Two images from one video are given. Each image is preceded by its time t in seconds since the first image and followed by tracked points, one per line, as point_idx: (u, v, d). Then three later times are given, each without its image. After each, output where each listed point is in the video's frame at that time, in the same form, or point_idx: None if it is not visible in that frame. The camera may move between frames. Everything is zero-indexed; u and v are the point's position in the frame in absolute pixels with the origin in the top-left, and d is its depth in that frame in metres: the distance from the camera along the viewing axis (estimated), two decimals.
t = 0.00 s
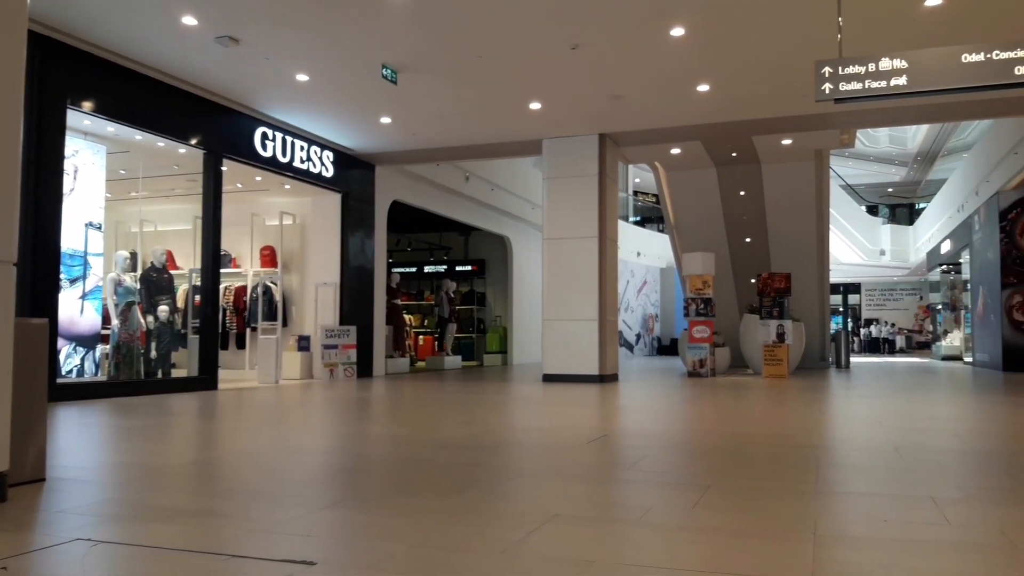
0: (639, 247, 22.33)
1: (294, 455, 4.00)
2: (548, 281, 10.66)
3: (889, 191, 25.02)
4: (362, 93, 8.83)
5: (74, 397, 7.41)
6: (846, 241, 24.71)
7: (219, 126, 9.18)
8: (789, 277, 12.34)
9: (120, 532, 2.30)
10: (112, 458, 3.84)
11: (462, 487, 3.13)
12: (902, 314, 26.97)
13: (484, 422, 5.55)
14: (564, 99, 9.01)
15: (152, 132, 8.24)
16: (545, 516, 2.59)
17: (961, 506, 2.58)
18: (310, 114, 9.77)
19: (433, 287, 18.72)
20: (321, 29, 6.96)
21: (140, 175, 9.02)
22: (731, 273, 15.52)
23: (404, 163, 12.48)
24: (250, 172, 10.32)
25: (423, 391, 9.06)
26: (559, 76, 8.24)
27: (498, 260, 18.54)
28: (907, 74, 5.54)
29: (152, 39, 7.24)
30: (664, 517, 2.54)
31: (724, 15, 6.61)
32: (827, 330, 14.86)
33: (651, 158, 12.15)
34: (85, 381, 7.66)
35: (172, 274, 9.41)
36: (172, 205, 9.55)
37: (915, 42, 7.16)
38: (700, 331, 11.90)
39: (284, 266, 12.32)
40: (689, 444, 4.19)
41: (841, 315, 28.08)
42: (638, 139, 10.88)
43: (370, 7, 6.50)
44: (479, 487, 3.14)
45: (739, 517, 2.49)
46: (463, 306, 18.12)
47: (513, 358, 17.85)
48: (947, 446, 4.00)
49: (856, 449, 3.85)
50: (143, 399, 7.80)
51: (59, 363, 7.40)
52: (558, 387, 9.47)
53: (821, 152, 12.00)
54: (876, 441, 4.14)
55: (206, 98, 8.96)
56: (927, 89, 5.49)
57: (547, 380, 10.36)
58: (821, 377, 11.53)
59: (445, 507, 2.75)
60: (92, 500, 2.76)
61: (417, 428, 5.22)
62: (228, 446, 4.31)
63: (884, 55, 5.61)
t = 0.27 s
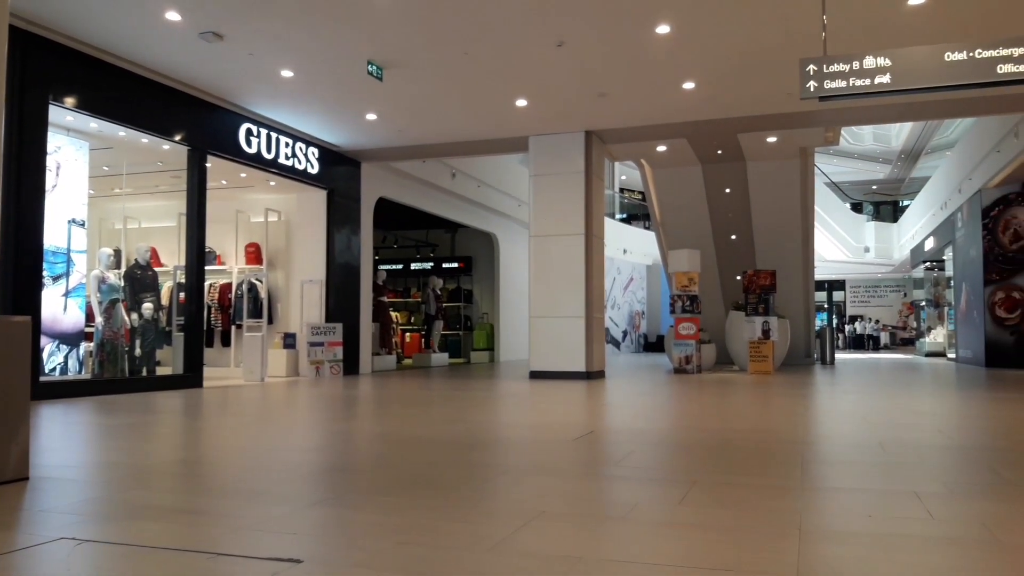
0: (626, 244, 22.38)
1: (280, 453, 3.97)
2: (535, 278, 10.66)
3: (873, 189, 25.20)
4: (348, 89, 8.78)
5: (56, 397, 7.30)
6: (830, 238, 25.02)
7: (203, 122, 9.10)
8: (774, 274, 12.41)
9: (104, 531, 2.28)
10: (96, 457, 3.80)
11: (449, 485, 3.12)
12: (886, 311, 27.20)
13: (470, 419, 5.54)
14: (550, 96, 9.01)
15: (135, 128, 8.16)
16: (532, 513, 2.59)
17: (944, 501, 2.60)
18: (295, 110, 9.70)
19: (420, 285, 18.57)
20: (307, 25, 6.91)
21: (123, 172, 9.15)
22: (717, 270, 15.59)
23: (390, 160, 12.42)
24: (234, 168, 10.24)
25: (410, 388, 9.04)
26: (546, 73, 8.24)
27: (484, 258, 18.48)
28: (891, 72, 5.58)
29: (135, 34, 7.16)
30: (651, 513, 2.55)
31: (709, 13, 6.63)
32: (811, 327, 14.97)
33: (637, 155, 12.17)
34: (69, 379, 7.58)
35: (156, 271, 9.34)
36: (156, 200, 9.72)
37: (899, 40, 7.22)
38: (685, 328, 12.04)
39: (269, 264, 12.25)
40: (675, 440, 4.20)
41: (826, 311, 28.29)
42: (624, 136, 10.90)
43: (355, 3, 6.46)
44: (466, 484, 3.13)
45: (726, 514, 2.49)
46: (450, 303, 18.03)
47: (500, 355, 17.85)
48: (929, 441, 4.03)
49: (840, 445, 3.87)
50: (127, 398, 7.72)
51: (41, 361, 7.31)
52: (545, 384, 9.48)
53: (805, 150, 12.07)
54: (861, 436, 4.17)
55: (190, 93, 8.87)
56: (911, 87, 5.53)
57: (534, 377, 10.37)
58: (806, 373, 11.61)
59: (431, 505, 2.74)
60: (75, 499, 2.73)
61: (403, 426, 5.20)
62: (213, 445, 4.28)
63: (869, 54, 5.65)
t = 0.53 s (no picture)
0: (617, 243, 22.42)
1: (271, 454, 3.96)
2: (527, 278, 10.66)
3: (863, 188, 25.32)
4: (338, 88, 8.75)
5: (43, 398, 7.26)
6: (821, 238, 25.10)
7: (193, 122, 9.05)
8: (764, 273, 12.46)
9: (94, 533, 2.26)
10: (86, 458, 3.77)
11: (441, 485, 3.11)
12: (876, 310, 27.30)
13: (462, 419, 5.54)
14: (542, 95, 9.01)
15: (125, 128, 8.12)
16: (524, 513, 2.59)
17: (934, 499, 2.61)
18: (286, 109, 9.66)
19: (411, 284, 18.51)
20: (297, 24, 6.89)
21: (112, 172, 9.01)
22: (708, 269, 15.64)
23: (381, 159, 12.39)
24: (224, 168, 10.18)
25: (401, 388, 9.01)
26: (537, 73, 8.23)
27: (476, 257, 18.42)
28: (880, 71, 5.61)
29: (124, 33, 7.12)
30: (643, 512, 2.55)
31: (700, 12, 6.65)
32: (801, 326, 15.02)
33: (629, 154, 12.19)
34: (58, 380, 7.52)
35: (146, 271, 9.25)
36: (146, 201, 9.63)
37: (888, 40, 7.25)
38: (677, 327, 12.01)
39: (259, 264, 12.20)
40: (667, 439, 4.21)
41: (816, 311, 28.40)
42: (615, 136, 10.91)
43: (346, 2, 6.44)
44: (458, 484, 3.12)
45: (717, 512, 2.50)
46: (442, 303, 17.97)
47: (492, 355, 17.85)
48: (918, 439, 4.05)
49: (832, 444, 3.88)
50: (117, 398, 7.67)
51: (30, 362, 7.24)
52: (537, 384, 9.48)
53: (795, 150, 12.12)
54: (851, 434, 4.19)
55: (179, 93, 8.82)
56: (900, 86, 5.56)
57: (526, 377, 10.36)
58: (796, 372, 11.65)
59: (423, 505, 2.73)
60: (65, 500, 2.71)
61: (394, 426, 5.19)
62: (204, 446, 4.26)
63: (858, 53, 5.68)
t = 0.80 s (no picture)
0: (601, 243, 22.48)
1: (254, 454, 3.93)
2: (512, 277, 10.65)
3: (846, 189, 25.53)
4: (323, 87, 8.71)
5: (21, 398, 7.16)
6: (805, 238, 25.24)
7: (175, 120, 8.96)
8: (747, 273, 12.53)
9: (75, 534, 2.23)
10: (66, 459, 3.72)
11: (426, 485, 3.10)
12: (858, 310, 27.58)
13: (447, 419, 5.52)
14: (527, 95, 9.01)
15: (107, 126, 8.03)
16: (509, 512, 2.58)
17: (916, 497, 2.64)
18: (270, 108, 9.60)
19: (396, 284, 18.44)
20: (281, 23, 6.84)
21: (93, 169, 8.71)
22: (692, 269, 15.71)
23: (365, 158, 12.33)
24: (207, 167, 10.10)
25: (386, 388, 8.98)
26: (523, 72, 8.23)
27: (460, 257, 18.42)
28: (863, 72, 5.65)
29: (106, 31, 7.04)
30: (628, 511, 2.55)
31: (685, 13, 6.67)
32: (784, 325, 15.13)
33: (614, 154, 12.21)
34: (38, 380, 7.42)
35: (128, 270, 9.09)
36: (130, 199, 9.34)
37: (870, 42, 7.32)
38: (661, 327, 12.09)
39: (243, 263, 12.11)
40: (651, 438, 4.22)
41: (799, 310, 28.63)
42: (601, 136, 10.93)
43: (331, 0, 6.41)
44: (443, 484, 3.11)
45: (702, 511, 2.50)
46: (427, 302, 17.86)
47: (477, 354, 17.90)
48: (899, 438, 4.09)
49: (815, 443, 3.90)
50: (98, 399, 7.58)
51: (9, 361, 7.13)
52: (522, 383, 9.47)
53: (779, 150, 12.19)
54: (834, 433, 4.22)
55: (162, 90, 8.73)
56: (882, 88, 5.61)
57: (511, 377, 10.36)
58: (779, 372, 11.73)
59: (407, 505, 2.72)
60: (45, 501, 2.67)
61: (378, 426, 5.16)
62: (187, 446, 4.22)
63: (842, 55, 5.72)
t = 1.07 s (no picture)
0: (586, 242, 22.49)
1: (237, 454, 3.90)
2: (498, 276, 10.64)
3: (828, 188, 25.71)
4: (306, 85, 8.65)
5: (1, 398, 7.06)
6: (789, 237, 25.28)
7: (157, 118, 8.86)
8: (731, 272, 12.60)
9: (56, 535, 2.20)
10: (46, 460, 3.67)
11: (410, 484, 3.09)
12: (841, 308, 27.79)
13: (432, 418, 5.50)
14: (512, 94, 9.00)
15: (88, 124, 7.92)
16: (494, 511, 2.57)
17: (898, 494, 2.66)
18: (252, 106, 9.52)
19: (380, 283, 18.33)
20: (265, 20, 6.80)
21: (75, 168, 8.73)
22: (677, 268, 15.77)
23: (349, 157, 12.26)
24: (189, 165, 10.00)
25: (371, 388, 8.94)
26: (507, 71, 8.22)
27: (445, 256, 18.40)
28: (845, 72, 5.69)
29: (86, 28, 6.96)
30: (613, 509, 2.55)
31: (669, 12, 6.69)
32: (768, 323, 15.22)
33: (598, 153, 12.23)
34: (17, 380, 7.33)
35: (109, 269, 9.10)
36: (112, 199, 9.31)
37: (852, 42, 7.37)
38: (646, 325, 12.15)
39: (226, 262, 12.01)
40: (636, 437, 4.22)
41: (782, 308, 28.81)
42: (585, 135, 10.93)
43: None
44: (428, 484, 3.10)
45: (687, 509, 2.51)
46: (411, 301, 17.81)
47: (462, 353, 17.89)
48: (881, 435, 4.12)
49: (798, 441, 3.92)
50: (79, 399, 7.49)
51: None
52: (507, 382, 9.47)
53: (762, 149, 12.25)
54: (817, 432, 4.24)
55: (143, 88, 8.63)
56: (864, 87, 5.65)
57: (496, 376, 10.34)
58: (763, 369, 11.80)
59: (391, 505, 2.70)
60: (25, 503, 2.63)
61: (363, 425, 5.14)
62: (169, 447, 4.18)
63: (824, 54, 5.76)
